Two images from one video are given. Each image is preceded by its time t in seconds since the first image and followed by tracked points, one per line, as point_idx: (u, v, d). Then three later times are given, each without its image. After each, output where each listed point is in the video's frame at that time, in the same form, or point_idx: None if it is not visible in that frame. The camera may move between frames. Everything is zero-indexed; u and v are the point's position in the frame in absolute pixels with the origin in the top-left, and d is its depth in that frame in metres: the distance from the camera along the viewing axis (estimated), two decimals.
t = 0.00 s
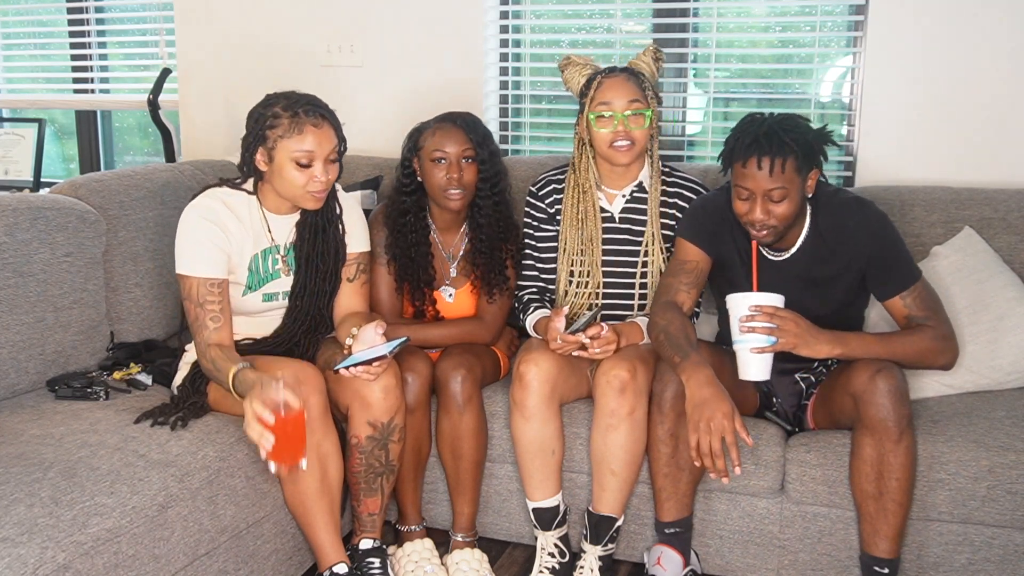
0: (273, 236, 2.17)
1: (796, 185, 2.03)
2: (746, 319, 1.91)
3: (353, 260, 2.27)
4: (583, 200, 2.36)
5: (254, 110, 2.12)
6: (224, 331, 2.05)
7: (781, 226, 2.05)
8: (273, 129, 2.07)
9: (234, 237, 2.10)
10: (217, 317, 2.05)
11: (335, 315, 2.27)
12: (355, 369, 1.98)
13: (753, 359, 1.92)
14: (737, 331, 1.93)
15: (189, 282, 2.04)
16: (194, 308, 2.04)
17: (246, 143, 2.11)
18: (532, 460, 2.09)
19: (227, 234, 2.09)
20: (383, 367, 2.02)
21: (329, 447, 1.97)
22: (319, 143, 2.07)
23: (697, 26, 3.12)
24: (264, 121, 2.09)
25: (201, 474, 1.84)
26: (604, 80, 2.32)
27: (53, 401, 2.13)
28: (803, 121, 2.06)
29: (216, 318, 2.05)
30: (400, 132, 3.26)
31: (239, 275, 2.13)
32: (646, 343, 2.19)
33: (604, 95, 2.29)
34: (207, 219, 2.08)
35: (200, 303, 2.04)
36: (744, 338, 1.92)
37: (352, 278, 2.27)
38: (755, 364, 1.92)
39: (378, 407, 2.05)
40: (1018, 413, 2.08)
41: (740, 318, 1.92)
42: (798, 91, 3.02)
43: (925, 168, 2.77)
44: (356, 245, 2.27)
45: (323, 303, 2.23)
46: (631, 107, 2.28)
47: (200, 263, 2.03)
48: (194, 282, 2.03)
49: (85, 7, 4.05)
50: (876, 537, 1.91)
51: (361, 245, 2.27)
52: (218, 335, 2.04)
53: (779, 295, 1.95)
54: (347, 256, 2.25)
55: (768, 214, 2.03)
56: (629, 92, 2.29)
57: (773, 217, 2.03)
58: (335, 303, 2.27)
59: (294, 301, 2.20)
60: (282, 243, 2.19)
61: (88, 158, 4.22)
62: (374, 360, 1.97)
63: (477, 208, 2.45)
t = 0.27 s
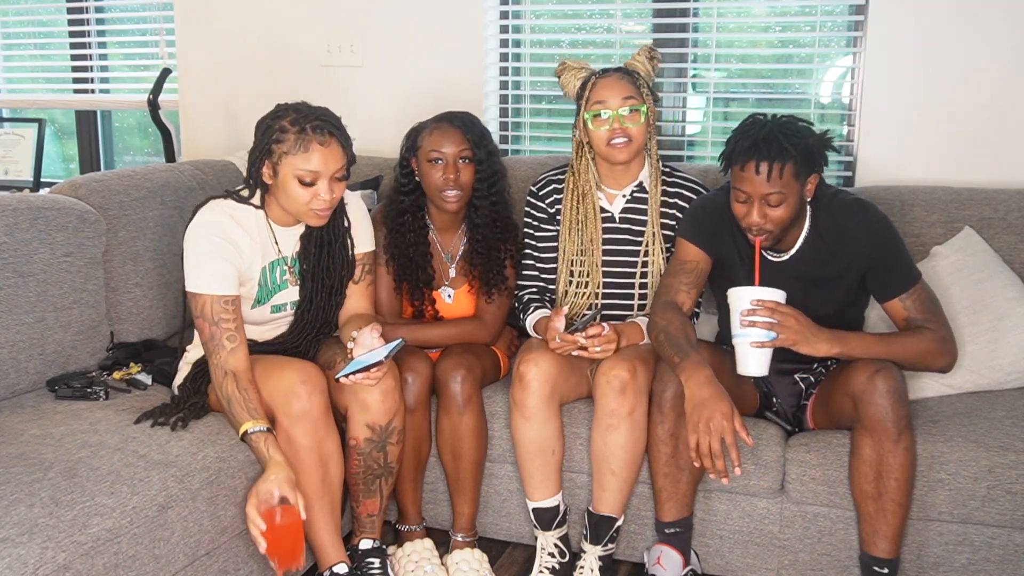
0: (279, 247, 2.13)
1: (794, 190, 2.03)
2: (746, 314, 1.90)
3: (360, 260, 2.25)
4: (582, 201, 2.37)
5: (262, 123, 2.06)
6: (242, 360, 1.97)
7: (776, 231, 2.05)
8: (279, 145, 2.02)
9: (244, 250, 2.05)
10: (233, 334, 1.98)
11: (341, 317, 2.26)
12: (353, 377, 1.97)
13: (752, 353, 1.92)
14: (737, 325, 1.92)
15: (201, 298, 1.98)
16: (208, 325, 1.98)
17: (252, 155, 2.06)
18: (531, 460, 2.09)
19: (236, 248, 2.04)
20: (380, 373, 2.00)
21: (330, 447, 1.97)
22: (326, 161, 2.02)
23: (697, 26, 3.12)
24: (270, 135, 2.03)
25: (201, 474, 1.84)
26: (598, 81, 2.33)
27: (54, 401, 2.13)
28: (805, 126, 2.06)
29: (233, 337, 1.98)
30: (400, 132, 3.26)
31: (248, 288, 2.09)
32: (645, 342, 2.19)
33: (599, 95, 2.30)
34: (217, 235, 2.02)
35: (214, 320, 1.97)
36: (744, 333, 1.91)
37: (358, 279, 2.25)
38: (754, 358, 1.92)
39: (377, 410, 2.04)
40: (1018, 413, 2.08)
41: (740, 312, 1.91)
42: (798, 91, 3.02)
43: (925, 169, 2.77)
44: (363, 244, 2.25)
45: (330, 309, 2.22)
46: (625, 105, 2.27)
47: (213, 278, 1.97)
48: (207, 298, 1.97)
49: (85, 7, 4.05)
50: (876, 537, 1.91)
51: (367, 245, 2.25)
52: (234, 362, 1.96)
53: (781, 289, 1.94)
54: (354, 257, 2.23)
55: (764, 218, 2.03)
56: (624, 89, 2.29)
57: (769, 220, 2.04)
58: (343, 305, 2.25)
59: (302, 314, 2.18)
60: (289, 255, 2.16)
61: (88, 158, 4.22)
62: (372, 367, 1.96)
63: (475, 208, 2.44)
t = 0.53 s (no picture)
0: (282, 254, 2.12)
1: (794, 189, 2.03)
2: (748, 312, 1.90)
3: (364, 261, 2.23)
4: (582, 201, 2.36)
5: (263, 134, 2.03)
6: (257, 377, 1.94)
7: (777, 232, 2.05)
8: (279, 159, 1.99)
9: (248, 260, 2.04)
10: (246, 342, 1.96)
11: (346, 316, 2.25)
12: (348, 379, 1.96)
13: (754, 351, 1.92)
14: (739, 323, 1.92)
15: (209, 309, 1.96)
16: (219, 334, 1.96)
17: (253, 166, 2.04)
18: (532, 461, 2.09)
19: (240, 258, 2.03)
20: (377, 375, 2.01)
21: (331, 447, 1.97)
22: (325, 178, 1.99)
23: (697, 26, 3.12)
24: (270, 148, 2.00)
25: (201, 475, 1.84)
26: (597, 82, 2.33)
27: (53, 401, 2.13)
28: (800, 125, 2.06)
29: (246, 346, 1.96)
30: (400, 131, 3.26)
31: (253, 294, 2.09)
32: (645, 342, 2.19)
33: (598, 96, 2.30)
34: (219, 244, 2.01)
35: (225, 329, 1.96)
36: (746, 331, 1.91)
37: (363, 281, 2.24)
38: (756, 356, 1.92)
39: (376, 412, 2.04)
40: (1018, 413, 2.08)
41: (743, 310, 1.91)
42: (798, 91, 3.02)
43: (925, 169, 2.77)
44: (366, 245, 2.23)
45: (334, 311, 2.21)
46: (622, 106, 2.27)
47: (221, 289, 1.96)
48: (215, 310, 1.96)
49: (85, 7, 4.05)
50: (876, 537, 1.91)
51: (369, 246, 2.24)
52: (248, 376, 1.93)
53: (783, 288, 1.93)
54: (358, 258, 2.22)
55: (764, 219, 2.03)
56: (623, 93, 2.28)
57: (768, 222, 2.03)
58: (349, 305, 2.24)
59: (305, 319, 2.18)
60: (291, 262, 2.15)
61: (88, 158, 4.22)
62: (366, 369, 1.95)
63: (473, 210, 2.43)
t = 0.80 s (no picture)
0: (284, 261, 2.10)
1: (792, 187, 2.03)
2: (750, 311, 1.90)
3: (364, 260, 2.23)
4: (583, 201, 2.36)
5: (262, 141, 2.02)
6: (268, 398, 1.91)
7: (776, 231, 2.05)
8: (280, 166, 1.98)
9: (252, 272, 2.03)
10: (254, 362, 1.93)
11: (348, 316, 2.25)
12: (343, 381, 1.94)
13: (755, 350, 1.92)
14: (740, 322, 1.92)
15: (218, 327, 1.94)
16: (228, 354, 1.93)
17: (254, 175, 2.03)
18: (532, 460, 2.09)
19: (244, 270, 2.01)
20: (373, 376, 2.00)
21: (332, 447, 1.97)
22: (327, 181, 1.97)
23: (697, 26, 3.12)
24: (271, 156, 1.99)
25: (201, 475, 1.84)
26: (599, 83, 2.33)
27: (53, 401, 2.13)
28: (800, 124, 2.06)
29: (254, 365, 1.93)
30: (400, 131, 3.26)
31: (257, 305, 2.07)
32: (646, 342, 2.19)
33: (597, 100, 2.29)
34: (225, 258, 1.99)
35: (233, 347, 1.93)
36: (747, 330, 1.91)
37: (363, 281, 2.24)
38: (757, 356, 1.92)
39: (377, 412, 2.04)
40: (1018, 413, 2.08)
41: (745, 310, 1.91)
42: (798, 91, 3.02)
43: (925, 168, 2.77)
44: (366, 245, 2.23)
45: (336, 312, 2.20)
46: (621, 110, 2.27)
47: (228, 306, 1.94)
48: (223, 326, 1.93)
49: (85, 7, 4.05)
50: (876, 537, 1.91)
51: (369, 245, 2.23)
52: (258, 397, 1.90)
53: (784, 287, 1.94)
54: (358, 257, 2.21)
55: (762, 218, 2.03)
56: (622, 96, 2.28)
57: (767, 220, 2.03)
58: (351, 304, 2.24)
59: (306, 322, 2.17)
60: (294, 267, 2.13)
61: (88, 158, 4.22)
62: (361, 372, 1.94)
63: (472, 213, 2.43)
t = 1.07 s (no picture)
0: (287, 267, 2.10)
1: (793, 183, 2.03)
2: (751, 309, 1.90)
3: (365, 260, 2.23)
4: (587, 202, 2.36)
5: (264, 147, 2.00)
6: (272, 411, 1.90)
7: (777, 229, 2.05)
8: (285, 171, 1.97)
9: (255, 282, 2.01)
10: (258, 375, 1.91)
11: (349, 317, 2.25)
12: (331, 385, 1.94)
13: (756, 348, 1.91)
14: (741, 321, 1.92)
15: (223, 341, 1.92)
16: (231, 367, 1.91)
17: (256, 182, 2.01)
18: (532, 460, 2.09)
19: (248, 281, 1.99)
20: (362, 379, 1.99)
21: (332, 448, 1.97)
22: (333, 184, 1.97)
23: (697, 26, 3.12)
24: (275, 161, 1.98)
25: (201, 475, 1.84)
26: (588, 91, 2.32)
27: (53, 401, 2.13)
28: (801, 123, 2.07)
29: (258, 379, 1.91)
30: (400, 132, 3.26)
31: (260, 315, 2.06)
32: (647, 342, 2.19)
33: (590, 105, 2.29)
34: (231, 271, 1.97)
35: (239, 361, 1.91)
36: (749, 329, 1.90)
37: (364, 280, 2.24)
38: (757, 355, 1.91)
39: (377, 412, 2.04)
40: (1018, 413, 2.08)
41: (746, 308, 1.91)
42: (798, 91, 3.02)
43: (924, 168, 2.77)
44: (366, 244, 2.23)
45: (337, 311, 2.20)
46: (617, 113, 2.26)
47: (234, 319, 1.92)
48: (228, 340, 1.91)
49: (85, 7, 4.05)
50: (876, 537, 1.91)
51: (369, 244, 2.24)
52: (263, 410, 1.89)
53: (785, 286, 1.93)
54: (358, 257, 2.21)
55: (762, 215, 2.03)
56: (614, 97, 2.28)
57: (767, 218, 2.03)
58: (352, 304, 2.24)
59: (308, 322, 2.17)
60: (296, 272, 2.13)
61: (88, 158, 4.22)
62: (349, 375, 1.94)
63: (472, 214, 2.43)
